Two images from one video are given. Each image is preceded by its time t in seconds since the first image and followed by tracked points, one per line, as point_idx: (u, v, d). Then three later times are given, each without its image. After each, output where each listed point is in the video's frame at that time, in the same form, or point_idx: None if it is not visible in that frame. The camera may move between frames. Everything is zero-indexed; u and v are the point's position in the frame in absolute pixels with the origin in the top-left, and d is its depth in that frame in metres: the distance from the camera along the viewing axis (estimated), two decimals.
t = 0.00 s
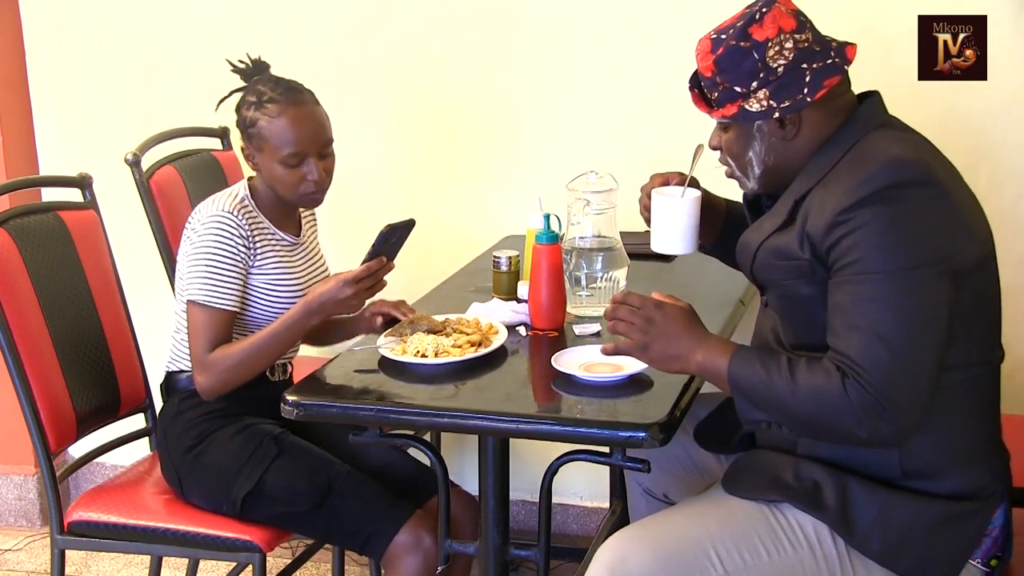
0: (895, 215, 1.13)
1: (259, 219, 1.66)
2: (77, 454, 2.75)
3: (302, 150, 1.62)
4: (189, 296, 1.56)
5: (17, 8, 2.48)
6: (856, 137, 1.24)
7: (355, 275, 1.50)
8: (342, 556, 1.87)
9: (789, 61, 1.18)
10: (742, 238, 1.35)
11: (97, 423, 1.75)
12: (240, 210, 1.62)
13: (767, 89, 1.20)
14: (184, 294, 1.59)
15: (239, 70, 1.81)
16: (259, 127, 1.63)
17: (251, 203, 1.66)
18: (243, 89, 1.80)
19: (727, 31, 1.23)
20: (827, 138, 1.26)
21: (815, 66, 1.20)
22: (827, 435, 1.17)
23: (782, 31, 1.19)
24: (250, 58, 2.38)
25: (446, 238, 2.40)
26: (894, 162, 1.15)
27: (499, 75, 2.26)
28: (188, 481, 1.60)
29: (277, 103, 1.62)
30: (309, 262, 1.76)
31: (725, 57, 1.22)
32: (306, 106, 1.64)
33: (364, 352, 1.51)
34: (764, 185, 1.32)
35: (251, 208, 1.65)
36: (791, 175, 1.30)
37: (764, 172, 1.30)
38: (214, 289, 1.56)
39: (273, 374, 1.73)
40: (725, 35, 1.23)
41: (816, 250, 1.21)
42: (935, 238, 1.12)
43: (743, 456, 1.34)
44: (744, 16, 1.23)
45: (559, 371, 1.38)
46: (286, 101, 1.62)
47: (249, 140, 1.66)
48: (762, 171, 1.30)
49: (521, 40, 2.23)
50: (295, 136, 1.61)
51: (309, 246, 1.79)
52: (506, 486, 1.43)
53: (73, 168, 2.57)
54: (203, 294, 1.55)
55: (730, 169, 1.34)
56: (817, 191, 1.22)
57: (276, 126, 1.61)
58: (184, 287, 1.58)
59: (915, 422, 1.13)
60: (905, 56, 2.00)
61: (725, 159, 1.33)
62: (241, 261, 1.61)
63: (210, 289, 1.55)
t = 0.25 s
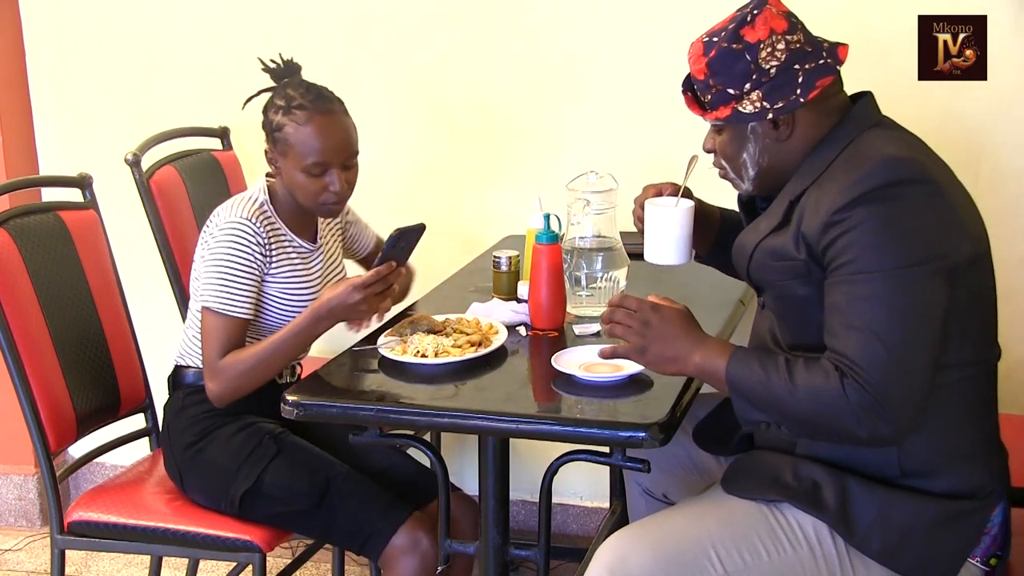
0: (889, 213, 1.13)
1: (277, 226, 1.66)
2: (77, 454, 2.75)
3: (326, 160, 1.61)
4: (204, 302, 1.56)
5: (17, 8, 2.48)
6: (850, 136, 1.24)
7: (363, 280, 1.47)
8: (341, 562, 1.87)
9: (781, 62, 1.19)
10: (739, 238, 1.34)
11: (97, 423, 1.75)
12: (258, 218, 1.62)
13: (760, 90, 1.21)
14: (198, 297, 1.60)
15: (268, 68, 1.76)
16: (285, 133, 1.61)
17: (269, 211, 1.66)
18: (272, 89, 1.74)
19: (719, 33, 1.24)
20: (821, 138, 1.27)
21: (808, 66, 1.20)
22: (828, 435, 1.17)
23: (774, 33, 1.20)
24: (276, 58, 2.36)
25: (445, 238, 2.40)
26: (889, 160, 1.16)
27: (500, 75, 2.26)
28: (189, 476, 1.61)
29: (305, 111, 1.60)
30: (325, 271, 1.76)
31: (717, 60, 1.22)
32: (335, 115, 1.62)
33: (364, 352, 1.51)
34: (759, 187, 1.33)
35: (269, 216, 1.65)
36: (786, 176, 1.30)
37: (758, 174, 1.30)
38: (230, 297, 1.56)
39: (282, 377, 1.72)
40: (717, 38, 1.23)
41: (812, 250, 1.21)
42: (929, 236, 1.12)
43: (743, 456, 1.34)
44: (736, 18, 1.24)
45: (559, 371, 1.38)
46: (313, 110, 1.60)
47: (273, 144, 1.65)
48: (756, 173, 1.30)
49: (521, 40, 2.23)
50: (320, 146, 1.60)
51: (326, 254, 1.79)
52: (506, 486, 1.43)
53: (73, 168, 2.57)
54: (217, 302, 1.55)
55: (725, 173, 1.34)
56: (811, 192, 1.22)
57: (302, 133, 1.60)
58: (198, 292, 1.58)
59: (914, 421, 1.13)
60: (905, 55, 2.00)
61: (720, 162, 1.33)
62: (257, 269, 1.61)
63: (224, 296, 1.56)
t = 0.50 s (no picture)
0: (880, 208, 1.13)
1: (294, 231, 1.66)
2: (77, 454, 2.75)
3: (350, 165, 1.60)
4: (220, 304, 1.55)
5: (17, 8, 2.48)
6: (847, 134, 1.25)
7: (382, 278, 1.48)
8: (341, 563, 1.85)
9: (778, 61, 1.19)
10: (738, 239, 1.36)
11: (97, 423, 1.75)
12: (275, 221, 1.62)
13: (757, 89, 1.21)
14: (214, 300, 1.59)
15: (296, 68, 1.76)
16: (310, 136, 1.61)
17: (286, 215, 1.66)
18: (293, 92, 1.74)
19: (716, 33, 1.24)
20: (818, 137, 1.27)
21: (805, 64, 1.20)
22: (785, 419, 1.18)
23: (770, 31, 1.20)
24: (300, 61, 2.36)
25: (445, 238, 2.40)
26: (883, 156, 1.16)
27: (500, 75, 2.26)
28: (186, 474, 1.62)
29: (330, 115, 1.61)
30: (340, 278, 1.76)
31: (714, 59, 1.22)
32: (360, 120, 1.62)
33: (365, 352, 1.51)
34: (757, 187, 1.33)
35: (285, 219, 1.65)
36: (784, 176, 1.31)
37: (756, 174, 1.30)
38: (248, 298, 1.55)
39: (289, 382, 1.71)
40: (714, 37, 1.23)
41: (806, 245, 1.21)
42: (920, 231, 1.12)
43: (743, 456, 1.34)
44: (733, 18, 1.23)
45: (559, 371, 1.38)
46: (340, 114, 1.60)
47: (297, 147, 1.65)
48: (754, 172, 1.30)
49: (521, 40, 2.23)
50: (345, 150, 1.59)
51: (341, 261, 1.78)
52: (506, 487, 1.44)
53: (74, 168, 2.57)
54: (236, 303, 1.54)
55: (723, 173, 1.34)
56: (807, 189, 1.23)
57: (328, 137, 1.59)
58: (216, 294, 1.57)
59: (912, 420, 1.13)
60: (905, 55, 2.00)
61: (718, 163, 1.33)
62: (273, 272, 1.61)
63: (243, 297, 1.55)
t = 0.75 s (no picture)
0: (870, 203, 1.14)
1: (289, 226, 1.66)
2: (77, 453, 2.75)
3: (352, 152, 1.62)
4: (225, 300, 1.55)
5: (17, 8, 2.48)
6: (845, 132, 1.26)
7: (400, 263, 1.49)
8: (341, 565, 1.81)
9: (774, 59, 1.19)
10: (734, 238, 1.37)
11: (97, 423, 1.75)
12: (269, 215, 1.63)
13: (754, 87, 1.21)
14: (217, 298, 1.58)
15: (278, 73, 1.79)
16: (311, 126, 1.62)
17: (281, 210, 1.66)
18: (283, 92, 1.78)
19: (713, 33, 1.24)
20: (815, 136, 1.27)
21: (801, 63, 1.21)
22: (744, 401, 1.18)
23: (767, 30, 1.20)
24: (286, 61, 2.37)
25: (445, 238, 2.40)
26: (877, 152, 1.17)
27: (499, 75, 2.26)
28: (181, 474, 1.63)
29: (329, 103, 1.63)
30: (337, 274, 1.76)
31: (711, 57, 1.23)
32: (356, 109, 1.64)
33: (364, 352, 1.51)
34: (756, 187, 1.32)
35: (280, 214, 1.66)
36: (781, 175, 1.31)
37: (753, 173, 1.30)
38: (251, 292, 1.55)
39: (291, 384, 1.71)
40: (711, 37, 1.24)
41: (798, 239, 1.22)
42: (909, 227, 1.13)
43: (743, 456, 1.34)
44: (730, 18, 1.24)
45: (559, 371, 1.38)
46: (339, 102, 1.62)
47: (295, 138, 1.65)
48: (751, 172, 1.30)
49: (521, 40, 2.23)
50: (345, 138, 1.61)
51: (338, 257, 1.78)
52: (506, 487, 1.44)
53: (73, 168, 2.57)
54: (238, 297, 1.54)
55: (721, 173, 1.34)
56: (802, 185, 1.24)
57: (330, 125, 1.61)
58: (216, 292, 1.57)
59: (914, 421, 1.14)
60: (904, 55, 2.00)
61: (716, 163, 1.33)
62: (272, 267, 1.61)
63: (246, 290, 1.54)
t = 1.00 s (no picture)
0: (861, 202, 1.13)
1: (276, 224, 1.66)
2: (77, 454, 2.75)
3: (334, 146, 1.63)
4: (222, 299, 1.55)
5: (17, 8, 2.48)
6: (844, 131, 1.26)
7: (411, 259, 1.50)
8: (341, 565, 1.81)
9: (775, 59, 1.20)
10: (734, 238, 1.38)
11: (97, 423, 1.75)
12: (253, 211, 1.63)
13: (755, 87, 1.22)
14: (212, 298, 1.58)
15: (253, 75, 1.81)
16: (292, 122, 1.63)
17: (265, 208, 1.66)
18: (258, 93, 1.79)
19: (712, 33, 1.24)
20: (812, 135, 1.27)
21: (801, 63, 1.21)
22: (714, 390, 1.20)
23: (767, 29, 1.20)
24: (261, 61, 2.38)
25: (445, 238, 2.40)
26: (870, 150, 1.16)
27: (499, 75, 2.26)
28: (180, 476, 1.63)
29: (309, 99, 1.64)
30: (326, 270, 1.76)
31: (712, 57, 1.22)
32: (335, 104, 1.65)
33: (363, 352, 1.51)
34: (755, 186, 1.33)
35: (265, 211, 1.66)
36: (780, 174, 1.31)
37: (753, 172, 1.30)
38: (244, 288, 1.54)
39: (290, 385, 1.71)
40: (711, 36, 1.23)
41: (792, 235, 1.22)
42: (900, 227, 1.13)
43: (743, 456, 1.34)
44: (729, 17, 1.24)
45: (559, 371, 1.38)
46: (319, 98, 1.64)
47: (276, 135, 1.66)
48: (751, 172, 1.30)
49: (521, 39, 2.23)
50: (327, 132, 1.62)
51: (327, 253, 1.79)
52: (506, 486, 1.44)
53: (74, 168, 2.57)
54: (235, 296, 1.54)
55: (720, 173, 1.34)
56: (799, 182, 1.24)
57: (312, 120, 1.62)
58: (212, 292, 1.57)
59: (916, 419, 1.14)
60: (905, 55, 2.00)
61: (716, 163, 1.33)
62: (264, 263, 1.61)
63: (242, 289, 1.54)
